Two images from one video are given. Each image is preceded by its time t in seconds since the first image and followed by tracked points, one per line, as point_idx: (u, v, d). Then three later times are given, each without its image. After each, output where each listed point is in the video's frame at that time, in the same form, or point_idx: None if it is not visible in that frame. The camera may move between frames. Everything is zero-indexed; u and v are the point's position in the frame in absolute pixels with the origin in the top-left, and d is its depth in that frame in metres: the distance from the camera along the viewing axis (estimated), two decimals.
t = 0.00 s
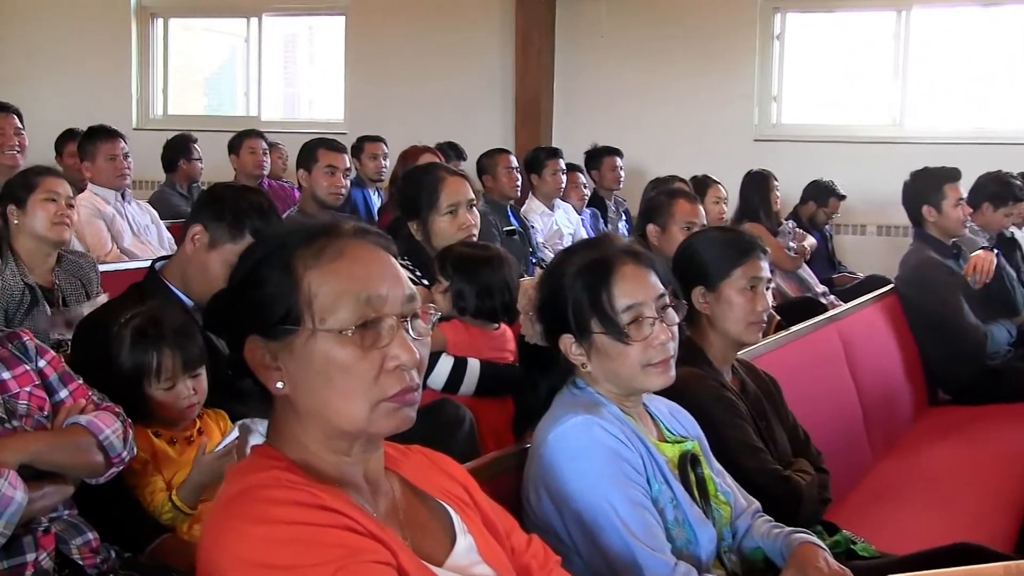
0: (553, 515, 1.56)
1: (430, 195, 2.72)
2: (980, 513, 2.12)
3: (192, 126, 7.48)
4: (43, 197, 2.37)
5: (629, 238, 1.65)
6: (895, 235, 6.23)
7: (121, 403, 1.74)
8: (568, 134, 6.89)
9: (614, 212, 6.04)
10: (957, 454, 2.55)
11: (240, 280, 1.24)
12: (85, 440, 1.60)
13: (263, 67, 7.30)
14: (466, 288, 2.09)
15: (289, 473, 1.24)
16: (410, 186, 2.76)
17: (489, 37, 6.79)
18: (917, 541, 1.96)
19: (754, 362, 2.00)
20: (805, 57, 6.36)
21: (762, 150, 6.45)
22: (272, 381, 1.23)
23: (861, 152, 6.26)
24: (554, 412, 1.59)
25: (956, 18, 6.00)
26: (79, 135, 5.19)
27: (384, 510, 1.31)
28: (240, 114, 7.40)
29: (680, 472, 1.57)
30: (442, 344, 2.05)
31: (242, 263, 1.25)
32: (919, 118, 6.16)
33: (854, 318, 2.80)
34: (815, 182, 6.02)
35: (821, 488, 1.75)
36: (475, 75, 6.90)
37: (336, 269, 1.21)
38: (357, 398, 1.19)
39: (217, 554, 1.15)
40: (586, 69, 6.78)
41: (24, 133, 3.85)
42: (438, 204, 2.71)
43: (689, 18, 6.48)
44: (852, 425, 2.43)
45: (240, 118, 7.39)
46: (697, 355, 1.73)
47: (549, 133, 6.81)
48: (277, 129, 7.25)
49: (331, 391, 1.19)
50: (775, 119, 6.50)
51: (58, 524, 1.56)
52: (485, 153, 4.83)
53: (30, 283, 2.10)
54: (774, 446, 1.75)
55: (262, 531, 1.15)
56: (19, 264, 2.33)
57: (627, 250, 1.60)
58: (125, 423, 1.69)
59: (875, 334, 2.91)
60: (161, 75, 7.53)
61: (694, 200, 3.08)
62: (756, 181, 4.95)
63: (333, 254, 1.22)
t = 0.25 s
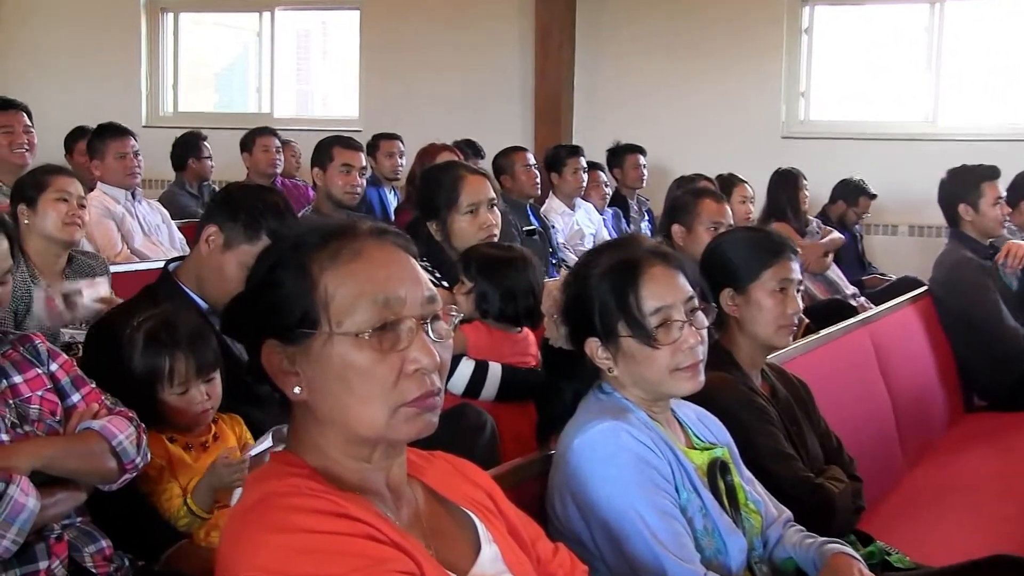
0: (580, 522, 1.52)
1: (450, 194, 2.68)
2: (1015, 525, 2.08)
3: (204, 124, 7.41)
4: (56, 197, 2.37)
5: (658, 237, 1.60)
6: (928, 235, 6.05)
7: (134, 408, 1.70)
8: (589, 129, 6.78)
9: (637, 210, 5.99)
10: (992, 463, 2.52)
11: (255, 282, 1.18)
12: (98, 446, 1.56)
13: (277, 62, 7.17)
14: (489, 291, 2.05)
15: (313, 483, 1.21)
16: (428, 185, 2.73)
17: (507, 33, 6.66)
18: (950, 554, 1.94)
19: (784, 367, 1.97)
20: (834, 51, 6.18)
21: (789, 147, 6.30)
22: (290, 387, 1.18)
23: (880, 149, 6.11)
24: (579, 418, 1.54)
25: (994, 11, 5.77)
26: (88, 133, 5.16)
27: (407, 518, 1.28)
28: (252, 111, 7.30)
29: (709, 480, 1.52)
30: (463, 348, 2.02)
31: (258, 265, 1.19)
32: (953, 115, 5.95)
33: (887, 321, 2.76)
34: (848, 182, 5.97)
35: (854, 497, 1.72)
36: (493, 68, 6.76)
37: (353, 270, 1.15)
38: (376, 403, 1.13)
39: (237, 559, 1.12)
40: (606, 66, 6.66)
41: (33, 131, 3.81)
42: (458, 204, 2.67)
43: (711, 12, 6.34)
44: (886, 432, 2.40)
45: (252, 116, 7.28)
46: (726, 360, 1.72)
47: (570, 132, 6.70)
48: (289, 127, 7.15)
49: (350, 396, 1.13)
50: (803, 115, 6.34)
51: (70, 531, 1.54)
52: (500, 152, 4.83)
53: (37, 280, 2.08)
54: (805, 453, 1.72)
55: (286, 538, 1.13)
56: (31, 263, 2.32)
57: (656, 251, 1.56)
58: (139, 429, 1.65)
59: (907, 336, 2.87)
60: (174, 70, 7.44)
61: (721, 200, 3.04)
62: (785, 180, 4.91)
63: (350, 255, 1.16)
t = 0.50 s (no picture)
0: (611, 532, 1.47)
1: (474, 190, 2.64)
2: None
3: (218, 119, 7.33)
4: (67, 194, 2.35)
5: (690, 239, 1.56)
6: (967, 235, 5.88)
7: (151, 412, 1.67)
8: (614, 126, 6.61)
9: (663, 209, 5.98)
10: None
11: (281, 285, 1.14)
12: (114, 450, 1.53)
13: (290, 57, 7.17)
14: (516, 291, 2.01)
15: (340, 491, 1.16)
16: (451, 181, 2.69)
17: (530, 27, 6.60)
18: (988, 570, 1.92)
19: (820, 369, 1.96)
20: (868, 42, 6.02)
21: (824, 143, 6.14)
22: (318, 390, 1.13)
23: (902, 148, 5.98)
24: (611, 423, 1.50)
25: None
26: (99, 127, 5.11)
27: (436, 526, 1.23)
28: (266, 105, 7.29)
29: (744, 488, 1.48)
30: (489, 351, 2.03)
31: (283, 267, 1.15)
32: (995, 111, 5.79)
33: (926, 326, 2.73)
34: (881, 178, 5.71)
35: (894, 506, 1.68)
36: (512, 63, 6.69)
37: (384, 270, 1.10)
38: (407, 408, 1.07)
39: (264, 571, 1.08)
40: (627, 55, 6.52)
41: (45, 126, 3.76)
42: (483, 201, 2.63)
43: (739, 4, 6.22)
44: (926, 441, 2.38)
45: (266, 108, 7.26)
46: (762, 364, 1.70)
47: (595, 127, 6.60)
48: (304, 120, 7.12)
49: (380, 401, 1.08)
50: (836, 111, 6.18)
51: (86, 537, 1.51)
52: (521, 149, 4.75)
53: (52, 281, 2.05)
54: (843, 460, 1.71)
55: (311, 549, 1.08)
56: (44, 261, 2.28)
57: (690, 251, 1.51)
58: (156, 433, 1.61)
59: (947, 341, 2.84)
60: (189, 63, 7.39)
61: (752, 198, 3.00)
62: (818, 177, 4.84)
63: (382, 255, 1.11)
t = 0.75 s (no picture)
0: (641, 540, 1.44)
1: (498, 190, 2.61)
2: None
3: (234, 115, 7.28)
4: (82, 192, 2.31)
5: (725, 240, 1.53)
6: (1006, 236, 5.80)
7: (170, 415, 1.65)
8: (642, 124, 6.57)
9: (690, 208, 5.92)
10: None
11: (318, 283, 1.13)
12: (132, 455, 1.49)
13: (309, 52, 7.13)
14: (537, 291, 2.00)
15: (368, 497, 1.12)
16: (474, 182, 2.67)
17: (554, 22, 6.55)
18: None
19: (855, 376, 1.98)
20: (903, 40, 5.96)
21: (855, 140, 6.06)
22: (355, 390, 1.12)
23: (925, 142, 5.92)
24: (642, 429, 1.47)
25: None
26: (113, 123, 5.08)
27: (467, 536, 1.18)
28: (281, 101, 7.23)
29: (780, 498, 1.45)
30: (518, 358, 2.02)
31: (321, 264, 1.14)
32: None
33: (963, 330, 2.70)
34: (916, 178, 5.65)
35: (933, 516, 1.67)
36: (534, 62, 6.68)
37: (430, 270, 1.10)
38: (449, 410, 1.07)
39: None
40: (652, 53, 6.49)
41: (59, 124, 3.73)
42: (507, 201, 2.60)
43: None
44: (962, 451, 2.36)
45: (282, 104, 7.20)
46: (798, 369, 1.71)
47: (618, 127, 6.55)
48: (322, 117, 7.07)
49: (420, 403, 1.08)
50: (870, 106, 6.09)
51: (103, 543, 1.48)
52: (550, 145, 4.65)
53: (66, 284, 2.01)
54: (880, 468, 1.71)
55: (341, 557, 1.05)
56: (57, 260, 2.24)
57: (724, 253, 1.47)
58: (174, 437, 1.58)
59: (986, 345, 2.80)
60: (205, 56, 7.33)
61: (784, 198, 2.99)
62: (850, 176, 4.76)
63: (427, 254, 1.11)
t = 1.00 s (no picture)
0: (677, 552, 1.39)
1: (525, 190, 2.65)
2: None
3: (250, 111, 7.20)
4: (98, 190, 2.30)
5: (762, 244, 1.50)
6: None
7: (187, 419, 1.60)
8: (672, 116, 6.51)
9: (722, 208, 5.89)
10: None
11: (377, 277, 1.21)
12: (151, 462, 1.46)
13: (328, 46, 7.06)
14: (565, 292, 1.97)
15: (403, 505, 1.12)
16: (499, 181, 2.70)
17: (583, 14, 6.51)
18: None
19: (898, 384, 2.02)
20: (944, 36, 5.92)
21: (892, 138, 6.02)
22: (408, 384, 1.19)
23: (957, 140, 5.89)
24: (677, 438, 1.42)
25: None
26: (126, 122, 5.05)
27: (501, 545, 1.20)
28: (299, 97, 7.15)
29: (820, 509, 1.41)
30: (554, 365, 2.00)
31: (380, 257, 1.22)
32: None
33: (1012, 332, 2.67)
34: (958, 177, 5.65)
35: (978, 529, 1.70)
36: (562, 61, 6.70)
37: (494, 273, 1.20)
38: (506, 409, 1.16)
39: None
40: (682, 50, 6.45)
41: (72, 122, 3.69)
42: (534, 201, 2.64)
43: None
44: (1014, 465, 2.34)
45: (300, 101, 7.12)
46: (840, 377, 1.74)
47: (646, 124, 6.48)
48: (341, 114, 7.02)
49: (477, 401, 1.16)
50: (909, 104, 6.03)
51: (122, 553, 1.45)
52: (583, 143, 4.56)
53: (82, 285, 1.98)
54: (925, 480, 1.75)
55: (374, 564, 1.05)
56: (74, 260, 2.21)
57: (763, 256, 1.44)
58: (194, 444, 1.53)
59: None
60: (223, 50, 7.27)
61: (822, 198, 2.99)
62: (890, 175, 4.71)
63: (493, 257, 1.21)
